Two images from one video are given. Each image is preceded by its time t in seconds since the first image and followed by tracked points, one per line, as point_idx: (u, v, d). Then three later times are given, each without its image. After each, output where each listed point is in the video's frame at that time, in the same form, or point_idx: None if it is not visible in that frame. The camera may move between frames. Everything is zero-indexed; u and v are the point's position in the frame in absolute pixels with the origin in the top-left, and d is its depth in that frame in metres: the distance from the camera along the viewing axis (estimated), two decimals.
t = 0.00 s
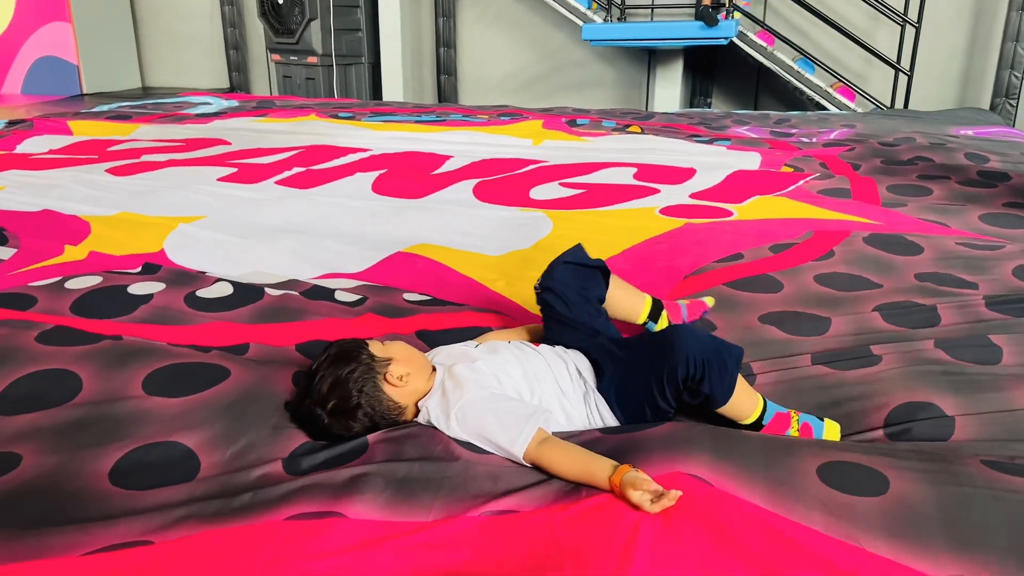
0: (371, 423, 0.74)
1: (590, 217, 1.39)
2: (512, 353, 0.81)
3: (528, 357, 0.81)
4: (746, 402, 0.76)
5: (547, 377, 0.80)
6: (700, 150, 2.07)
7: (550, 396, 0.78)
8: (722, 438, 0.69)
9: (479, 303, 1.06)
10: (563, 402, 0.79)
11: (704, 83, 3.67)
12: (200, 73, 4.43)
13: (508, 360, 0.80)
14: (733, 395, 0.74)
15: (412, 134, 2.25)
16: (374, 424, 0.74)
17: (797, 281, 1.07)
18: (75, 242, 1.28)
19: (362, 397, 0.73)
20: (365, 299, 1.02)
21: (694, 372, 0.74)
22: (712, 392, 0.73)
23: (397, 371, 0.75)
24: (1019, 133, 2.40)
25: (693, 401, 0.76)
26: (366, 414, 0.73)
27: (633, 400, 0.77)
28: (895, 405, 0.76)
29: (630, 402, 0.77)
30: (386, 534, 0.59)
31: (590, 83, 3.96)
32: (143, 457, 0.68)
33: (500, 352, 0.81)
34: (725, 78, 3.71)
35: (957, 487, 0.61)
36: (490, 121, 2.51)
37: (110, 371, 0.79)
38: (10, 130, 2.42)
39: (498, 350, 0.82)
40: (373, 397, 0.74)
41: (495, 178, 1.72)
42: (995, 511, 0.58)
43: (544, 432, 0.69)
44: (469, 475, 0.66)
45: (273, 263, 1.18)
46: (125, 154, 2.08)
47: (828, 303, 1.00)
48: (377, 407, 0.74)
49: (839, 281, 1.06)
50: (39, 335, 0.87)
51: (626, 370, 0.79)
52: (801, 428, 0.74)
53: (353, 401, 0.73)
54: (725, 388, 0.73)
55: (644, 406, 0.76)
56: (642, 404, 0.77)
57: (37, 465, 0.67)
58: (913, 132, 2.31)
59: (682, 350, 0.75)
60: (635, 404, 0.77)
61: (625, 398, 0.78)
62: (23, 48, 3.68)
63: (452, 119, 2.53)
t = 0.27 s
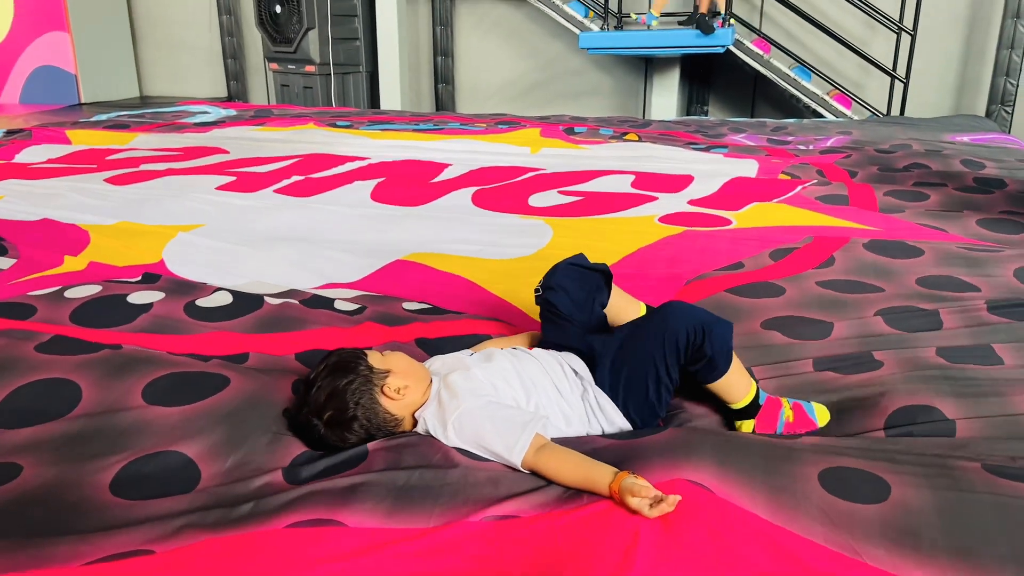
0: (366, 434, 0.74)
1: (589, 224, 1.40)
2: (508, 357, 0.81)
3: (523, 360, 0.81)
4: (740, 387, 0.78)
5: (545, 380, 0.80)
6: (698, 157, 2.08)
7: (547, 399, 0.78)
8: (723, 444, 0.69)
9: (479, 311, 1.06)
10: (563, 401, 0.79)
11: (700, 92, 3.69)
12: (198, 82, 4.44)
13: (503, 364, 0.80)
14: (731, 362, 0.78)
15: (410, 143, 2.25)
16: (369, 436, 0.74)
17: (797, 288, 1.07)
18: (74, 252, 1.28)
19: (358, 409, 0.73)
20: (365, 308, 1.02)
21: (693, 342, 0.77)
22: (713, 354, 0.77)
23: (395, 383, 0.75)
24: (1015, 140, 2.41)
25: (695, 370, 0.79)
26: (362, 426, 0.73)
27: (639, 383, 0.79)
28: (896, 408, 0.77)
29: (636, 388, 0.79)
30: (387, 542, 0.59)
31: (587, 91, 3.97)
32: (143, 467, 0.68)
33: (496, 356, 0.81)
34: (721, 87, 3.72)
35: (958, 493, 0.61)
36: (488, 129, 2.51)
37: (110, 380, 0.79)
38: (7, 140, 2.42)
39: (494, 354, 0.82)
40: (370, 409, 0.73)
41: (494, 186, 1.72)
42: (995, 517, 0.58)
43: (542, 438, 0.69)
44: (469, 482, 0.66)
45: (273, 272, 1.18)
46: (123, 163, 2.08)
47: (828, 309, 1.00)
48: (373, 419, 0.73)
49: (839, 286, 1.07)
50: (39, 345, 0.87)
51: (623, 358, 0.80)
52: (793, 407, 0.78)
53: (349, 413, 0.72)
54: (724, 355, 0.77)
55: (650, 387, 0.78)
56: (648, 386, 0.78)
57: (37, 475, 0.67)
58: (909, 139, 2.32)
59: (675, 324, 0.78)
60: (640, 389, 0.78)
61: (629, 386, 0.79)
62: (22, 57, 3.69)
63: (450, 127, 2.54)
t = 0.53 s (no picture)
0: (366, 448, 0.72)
1: (588, 231, 1.40)
2: (498, 363, 0.80)
3: (513, 364, 0.80)
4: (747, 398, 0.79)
5: (536, 378, 0.79)
6: (696, 165, 2.08)
7: (542, 396, 0.78)
8: (722, 451, 0.69)
9: (479, 316, 1.06)
10: (560, 394, 0.78)
11: (699, 99, 3.70)
12: (197, 90, 4.45)
13: (494, 371, 0.79)
14: (743, 376, 0.78)
15: (410, 151, 2.26)
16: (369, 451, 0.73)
17: (796, 294, 1.07)
18: (73, 259, 1.29)
19: (363, 423, 0.72)
20: (364, 315, 1.02)
21: (709, 347, 0.77)
22: (726, 365, 0.78)
23: (403, 402, 0.74)
24: (1012, 147, 2.42)
25: (704, 377, 0.79)
26: (364, 439, 0.72)
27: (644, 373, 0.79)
28: (894, 416, 0.77)
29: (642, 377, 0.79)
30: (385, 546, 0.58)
31: (585, 99, 3.98)
32: (142, 474, 0.68)
33: (487, 364, 0.80)
34: (719, 94, 3.74)
35: (957, 499, 0.61)
36: (487, 137, 2.52)
37: (109, 387, 0.79)
38: (7, 148, 2.43)
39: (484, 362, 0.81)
40: (375, 423, 0.72)
41: (493, 193, 1.72)
42: (994, 522, 0.58)
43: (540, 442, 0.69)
44: (470, 487, 0.66)
45: (272, 279, 1.19)
46: (123, 171, 2.09)
47: (827, 315, 1.00)
48: (376, 432, 0.73)
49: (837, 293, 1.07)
50: (39, 352, 0.87)
51: (631, 348, 0.80)
52: (799, 429, 0.78)
53: (353, 425, 0.72)
54: (737, 367, 0.78)
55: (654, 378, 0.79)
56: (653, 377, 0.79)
57: (36, 481, 0.67)
58: (907, 146, 2.33)
59: (694, 326, 0.78)
60: (644, 379, 0.79)
61: (635, 376, 0.79)
62: (22, 65, 3.70)
63: (449, 135, 2.55)
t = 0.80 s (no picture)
0: (355, 450, 0.72)
1: (587, 239, 1.40)
2: (490, 360, 0.81)
3: (506, 362, 0.81)
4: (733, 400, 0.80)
5: (527, 379, 0.79)
6: (696, 172, 2.08)
7: (534, 393, 0.78)
8: (720, 459, 0.69)
9: (477, 323, 1.06)
10: (550, 394, 0.79)
11: (699, 107, 3.71)
12: (199, 97, 4.46)
13: (487, 367, 0.79)
14: (727, 375, 0.80)
15: (410, 158, 2.26)
16: (359, 451, 0.73)
17: (795, 302, 1.07)
18: (73, 267, 1.29)
19: (345, 423, 0.72)
20: (363, 322, 1.02)
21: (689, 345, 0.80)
22: (707, 363, 0.80)
23: (380, 395, 0.75)
24: (1012, 154, 2.42)
25: (690, 377, 0.81)
26: (351, 439, 0.72)
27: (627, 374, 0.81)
28: (892, 422, 0.77)
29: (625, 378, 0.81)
30: (381, 561, 0.58)
31: (585, 106, 3.99)
32: (140, 482, 0.68)
33: (480, 360, 0.81)
34: (719, 102, 3.74)
35: (955, 507, 0.61)
36: (487, 144, 2.53)
37: (108, 395, 0.79)
38: (8, 155, 2.43)
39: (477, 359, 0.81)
40: (358, 422, 0.73)
41: (493, 201, 1.73)
42: (992, 531, 0.58)
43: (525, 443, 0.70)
44: (467, 496, 0.66)
45: (271, 286, 1.19)
46: (124, 178, 2.09)
47: (825, 325, 1.00)
48: (362, 431, 0.73)
49: (836, 302, 1.07)
50: (37, 360, 0.87)
51: (611, 352, 0.82)
52: (794, 433, 0.77)
53: (337, 427, 0.72)
54: (721, 365, 0.80)
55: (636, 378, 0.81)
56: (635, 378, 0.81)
57: (32, 491, 0.67)
58: (907, 153, 2.33)
59: (671, 329, 0.81)
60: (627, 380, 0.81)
61: (617, 376, 0.81)
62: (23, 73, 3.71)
63: (449, 143, 2.55)
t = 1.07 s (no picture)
0: (358, 453, 0.73)
1: (589, 246, 1.41)
2: (495, 369, 0.81)
3: (509, 371, 0.81)
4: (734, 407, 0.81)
5: (527, 388, 0.80)
6: (697, 179, 2.09)
7: (535, 402, 0.78)
8: (721, 466, 0.69)
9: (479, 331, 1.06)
10: (552, 404, 0.79)
11: (700, 114, 3.72)
12: (202, 104, 4.48)
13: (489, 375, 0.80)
14: (729, 380, 0.81)
15: (411, 165, 2.27)
16: (361, 453, 0.73)
17: (796, 309, 1.07)
18: (76, 274, 1.29)
19: (345, 424, 0.73)
20: (365, 329, 1.03)
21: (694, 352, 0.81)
22: (710, 368, 0.81)
23: (379, 396, 0.75)
24: (1013, 161, 2.42)
25: (691, 381, 0.82)
26: (353, 441, 0.72)
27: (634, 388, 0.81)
28: (892, 430, 0.78)
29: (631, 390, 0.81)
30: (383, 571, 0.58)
31: (587, 113, 4.00)
32: (143, 489, 0.68)
33: (482, 369, 0.81)
34: (720, 108, 3.75)
35: (955, 516, 0.61)
36: (489, 151, 2.53)
37: (111, 402, 0.79)
38: (12, 162, 2.44)
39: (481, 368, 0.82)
40: (358, 423, 0.73)
41: (495, 207, 1.73)
42: (990, 540, 0.58)
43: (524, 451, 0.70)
44: (469, 502, 0.66)
45: (274, 293, 1.19)
46: (126, 185, 2.10)
47: (826, 332, 1.00)
48: (362, 432, 0.73)
49: (837, 308, 1.07)
50: (41, 367, 0.87)
51: (612, 365, 0.82)
52: (795, 441, 0.78)
53: (337, 428, 0.72)
54: (722, 369, 0.81)
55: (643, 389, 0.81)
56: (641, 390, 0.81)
57: (35, 497, 0.67)
58: (907, 161, 2.34)
59: (674, 332, 0.82)
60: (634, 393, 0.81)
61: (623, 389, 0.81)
62: (26, 80, 3.72)
63: (451, 149, 2.56)
